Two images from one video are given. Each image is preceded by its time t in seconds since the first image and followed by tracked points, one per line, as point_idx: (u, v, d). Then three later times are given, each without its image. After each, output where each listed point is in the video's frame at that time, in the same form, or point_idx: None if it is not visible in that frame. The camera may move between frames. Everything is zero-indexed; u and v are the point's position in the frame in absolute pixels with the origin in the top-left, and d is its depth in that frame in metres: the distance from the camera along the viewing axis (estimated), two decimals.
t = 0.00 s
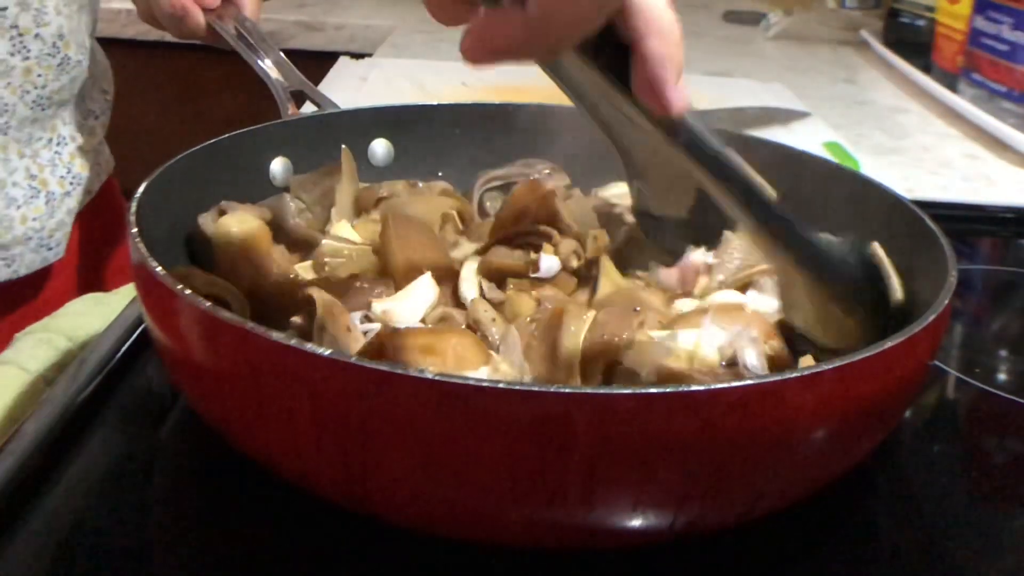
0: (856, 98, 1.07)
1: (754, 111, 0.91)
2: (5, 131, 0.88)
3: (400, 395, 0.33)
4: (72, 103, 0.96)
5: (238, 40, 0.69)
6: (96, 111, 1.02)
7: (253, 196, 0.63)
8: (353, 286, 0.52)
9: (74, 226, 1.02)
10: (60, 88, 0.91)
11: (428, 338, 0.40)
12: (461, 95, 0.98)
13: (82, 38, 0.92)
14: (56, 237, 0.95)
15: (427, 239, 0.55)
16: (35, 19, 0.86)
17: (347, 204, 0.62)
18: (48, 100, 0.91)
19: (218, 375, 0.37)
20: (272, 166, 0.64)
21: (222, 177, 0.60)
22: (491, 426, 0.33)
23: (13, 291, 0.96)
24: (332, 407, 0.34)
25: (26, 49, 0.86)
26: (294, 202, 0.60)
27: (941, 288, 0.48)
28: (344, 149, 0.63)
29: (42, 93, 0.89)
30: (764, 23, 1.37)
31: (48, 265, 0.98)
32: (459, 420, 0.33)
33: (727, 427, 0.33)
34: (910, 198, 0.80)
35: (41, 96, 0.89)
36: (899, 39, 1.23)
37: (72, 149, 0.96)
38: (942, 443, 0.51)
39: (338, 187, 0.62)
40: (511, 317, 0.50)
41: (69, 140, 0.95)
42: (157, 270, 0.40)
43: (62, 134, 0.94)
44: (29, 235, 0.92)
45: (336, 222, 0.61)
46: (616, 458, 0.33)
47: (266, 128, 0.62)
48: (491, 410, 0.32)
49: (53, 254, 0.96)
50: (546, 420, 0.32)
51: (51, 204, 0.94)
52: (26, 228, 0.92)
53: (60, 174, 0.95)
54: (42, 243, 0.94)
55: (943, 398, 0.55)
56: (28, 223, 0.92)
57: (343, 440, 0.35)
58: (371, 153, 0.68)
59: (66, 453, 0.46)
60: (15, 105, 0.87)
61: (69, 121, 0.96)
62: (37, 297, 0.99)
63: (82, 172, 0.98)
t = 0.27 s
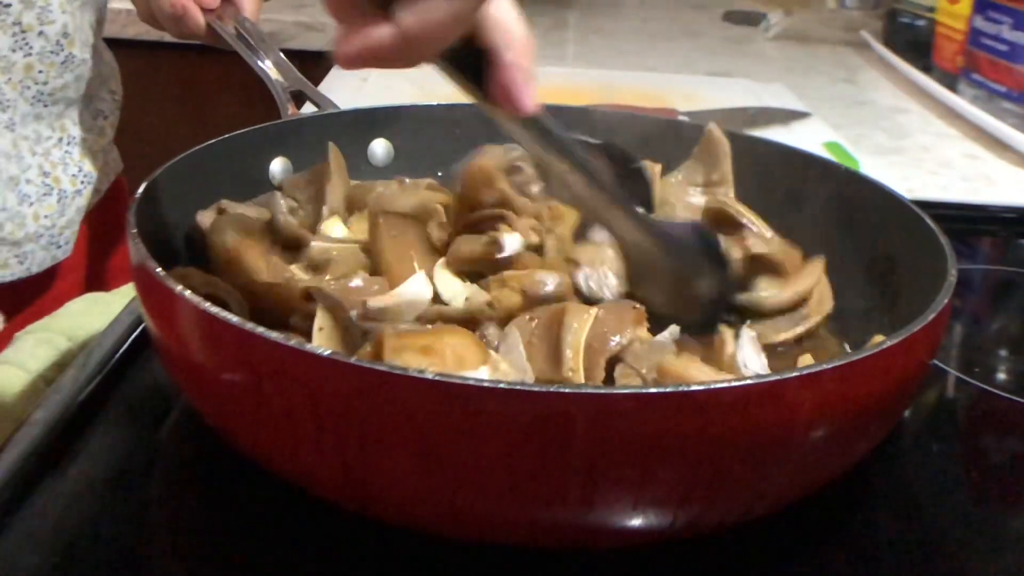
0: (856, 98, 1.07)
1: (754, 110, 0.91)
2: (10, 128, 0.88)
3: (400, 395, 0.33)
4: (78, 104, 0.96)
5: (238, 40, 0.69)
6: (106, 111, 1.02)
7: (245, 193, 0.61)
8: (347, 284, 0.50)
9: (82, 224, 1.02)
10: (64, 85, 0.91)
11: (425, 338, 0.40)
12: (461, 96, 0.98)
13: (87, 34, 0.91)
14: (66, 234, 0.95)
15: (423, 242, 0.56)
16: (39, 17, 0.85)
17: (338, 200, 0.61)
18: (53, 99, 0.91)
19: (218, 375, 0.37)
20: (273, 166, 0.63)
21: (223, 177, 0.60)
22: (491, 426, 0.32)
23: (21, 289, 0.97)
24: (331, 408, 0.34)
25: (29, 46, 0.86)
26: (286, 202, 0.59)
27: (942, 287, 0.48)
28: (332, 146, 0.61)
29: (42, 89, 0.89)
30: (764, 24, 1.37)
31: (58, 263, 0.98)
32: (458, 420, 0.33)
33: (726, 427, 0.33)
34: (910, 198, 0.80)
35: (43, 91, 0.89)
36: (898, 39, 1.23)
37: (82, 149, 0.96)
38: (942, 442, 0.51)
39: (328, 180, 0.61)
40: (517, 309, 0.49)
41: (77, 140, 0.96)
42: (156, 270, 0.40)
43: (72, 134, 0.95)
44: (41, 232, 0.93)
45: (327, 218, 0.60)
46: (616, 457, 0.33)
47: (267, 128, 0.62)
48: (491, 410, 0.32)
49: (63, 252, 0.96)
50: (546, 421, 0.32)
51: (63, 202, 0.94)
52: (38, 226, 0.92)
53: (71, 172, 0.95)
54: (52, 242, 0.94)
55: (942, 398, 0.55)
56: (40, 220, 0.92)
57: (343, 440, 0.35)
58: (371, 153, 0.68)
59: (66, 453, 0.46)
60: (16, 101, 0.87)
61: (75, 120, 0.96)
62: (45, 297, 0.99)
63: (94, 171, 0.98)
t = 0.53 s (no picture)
0: (856, 97, 1.07)
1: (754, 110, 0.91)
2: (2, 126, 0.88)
3: (400, 395, 0.33)
4: (80, 104, 0.97)
5: (237, 40, 0.69)
6: (105, 111, 1.02)
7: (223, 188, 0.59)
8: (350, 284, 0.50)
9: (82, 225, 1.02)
10: (58, 83, 0.91)
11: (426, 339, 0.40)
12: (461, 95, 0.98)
13: (78, 33, 0.92)
14: (57, 235, 0.94)
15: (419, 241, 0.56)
16: (29, 13, 0.85)
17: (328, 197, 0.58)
18: (48, 98, 0.91)
19: (218, 376, 0.37)
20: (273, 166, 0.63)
21: (224, 177, 0.60)
22: (492, 427, 0.32)
23: (18, 289, 0.95)
24: (331, 409, 0.34)
25: (20, 44, 0.86)
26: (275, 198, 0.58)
27: (942, 287, 0.48)
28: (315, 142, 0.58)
29: (35, 86, 0.89)
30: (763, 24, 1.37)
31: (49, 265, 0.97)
32: (459, 421, 0.33)
33: (727, 428, 0.33)
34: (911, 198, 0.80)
35: (35, 89, 0.89)
36: (898, 39, 1.23)
37: (79, 149, 0.96)
38: (942, 442, 0.51)
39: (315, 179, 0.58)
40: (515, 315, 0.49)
41: (75, 139, 0.95)
42: (156, 270, 0.40)
43: (69, 133, 0.94)
44: (31, 233, 0.91)
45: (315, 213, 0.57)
46: (616, 458, 0.33)
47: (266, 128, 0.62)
48: (491, 410, 0.32)
49: (53, 254, 0.95)
50: (546, 422, 0.32)
51: (56, 202, 0.93)
52: (28, 226, 0.91)
53: (66, 173, 0.94)
54: (43, 242, 0.93)
55: (942, 398, 0.55)
56: (31, 220, 0.91)
57: (343, 441, 0.35)
58: (371, 153, 0.68)
59: (66, 453, 0.46)
60: (9, 98, 0.87)
61: (74, 120, 0.96)
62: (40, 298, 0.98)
63: (89, 172, 0.97)
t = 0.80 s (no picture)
0: (856, 97, 1.07)
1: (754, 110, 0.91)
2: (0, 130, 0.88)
3: (399, 395, 0.32)
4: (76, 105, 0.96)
5: (237, 40, 0.69)
6: (103, 113, 1.02)
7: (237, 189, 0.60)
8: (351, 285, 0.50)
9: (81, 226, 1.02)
10: (56, 86, 0.90)
11: (426, 339, 0.40)
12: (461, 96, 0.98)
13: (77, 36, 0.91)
14: (56, 238, 0.94)
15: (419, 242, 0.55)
16: (28, 17, 0.85)
17: (328, 201, 0.59)
18: (47, 101, 0.91)
19: (218, 375, 0.37)
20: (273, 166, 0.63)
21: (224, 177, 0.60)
22: (492, 426, 0.32)
23: (17, 292, 0.95)
24: (331, 408, 0.34)
25: (18, 46, 0.85)
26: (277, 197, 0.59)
27: (942, 286, 0.48)
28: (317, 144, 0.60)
29: (34, 89, 0.88)
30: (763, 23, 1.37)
31: (47, 267, 0.96)
32: (458, 420, 0.33)
33: (726, 427, 0.33)
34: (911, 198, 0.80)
35: (33, 92, 0.89)
36: (898, 38, 1.23)
37: (77, 151, 0.95)
38: (941, 442, 0.51)
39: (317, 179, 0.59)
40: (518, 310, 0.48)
41: (72, 142, 0.95)
42: (157, 271, 0.40)
43: (66, 136, 0.94)
44: (28, 236, 0.91)
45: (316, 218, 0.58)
46: (616, 458, 0.33)
47: (267, 127, 0.62)
48: (491, 410, 0.32)
49: (53, 256, 0.95)
50: (546, 421, 0.32)
51: (53, 205, 0.93)
52: (26, 229, 0.91)
53: (63, 176, 0.94)
54: (42, 245, 0.93)
55: (942, 398, 0.55)
56: (28, 223, 0.91)
57: (343, 441, 0.35)
58: (371, 153, 0.68)
59: (66, 453, 0.46)
60: (7, 102, 0.87)
61: (72, 122, 0.95)
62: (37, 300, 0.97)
63: (87, 174, 0.97)
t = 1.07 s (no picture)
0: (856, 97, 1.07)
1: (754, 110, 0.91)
2: None
3: (400, 394, 0.33)
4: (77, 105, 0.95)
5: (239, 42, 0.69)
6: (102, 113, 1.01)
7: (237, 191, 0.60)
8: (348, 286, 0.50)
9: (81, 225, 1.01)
10: (55, 86, 0.90)
11: (420, 334, 0.40)
12: (461, 95, 0.98)
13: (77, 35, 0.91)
14: (57, 238, 0.94)
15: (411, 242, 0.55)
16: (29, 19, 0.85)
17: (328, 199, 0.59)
18: (46, 101, 0.91)
19: (219, 376, 0.37)
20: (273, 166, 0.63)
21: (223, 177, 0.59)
22: (492, 426, 0.32)
23: (19, 293, 0.96)
24: (331, 409, 0.34)
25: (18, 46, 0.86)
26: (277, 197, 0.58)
27: (942, 285, 0.48)
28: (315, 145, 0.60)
29: (33, 89, 0.89)
30: (764, 23, 1.37)
31: (49, 268, 0.97)
32: (459, 420, 0.33)
33: (726, 427, 0.33)
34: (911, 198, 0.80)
35: (33, 92, 0.89)
36: (899, 38, 1.23)
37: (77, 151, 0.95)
38: (941, 442, 0.51)
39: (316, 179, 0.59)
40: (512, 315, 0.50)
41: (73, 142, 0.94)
42: (157, 270, 0.40)
43: (66, 136, 0.94)
44: (30, 236, 0.91)
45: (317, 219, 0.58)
46: (616, 458, 0.33)
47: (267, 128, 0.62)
48: (491, 409, 0.32)
49: (53, 257, 0.95)
50: (547, 421, 0.32)
51: (54, 205, 0.93)
52: (27, 229, 0.91)
53: (64, 176, 0.94)
54: (43, 244, 0.93)
55: (942, 398, 0.55)
56: (30, 223, 0.91)
57: (343, 441, 0.35)
58: (371, 153, 0.68)
59: (65, 453, 0.46)
60: (6, 102, 0.87)
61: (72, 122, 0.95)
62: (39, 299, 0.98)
63: (89, 174, 0.97)
